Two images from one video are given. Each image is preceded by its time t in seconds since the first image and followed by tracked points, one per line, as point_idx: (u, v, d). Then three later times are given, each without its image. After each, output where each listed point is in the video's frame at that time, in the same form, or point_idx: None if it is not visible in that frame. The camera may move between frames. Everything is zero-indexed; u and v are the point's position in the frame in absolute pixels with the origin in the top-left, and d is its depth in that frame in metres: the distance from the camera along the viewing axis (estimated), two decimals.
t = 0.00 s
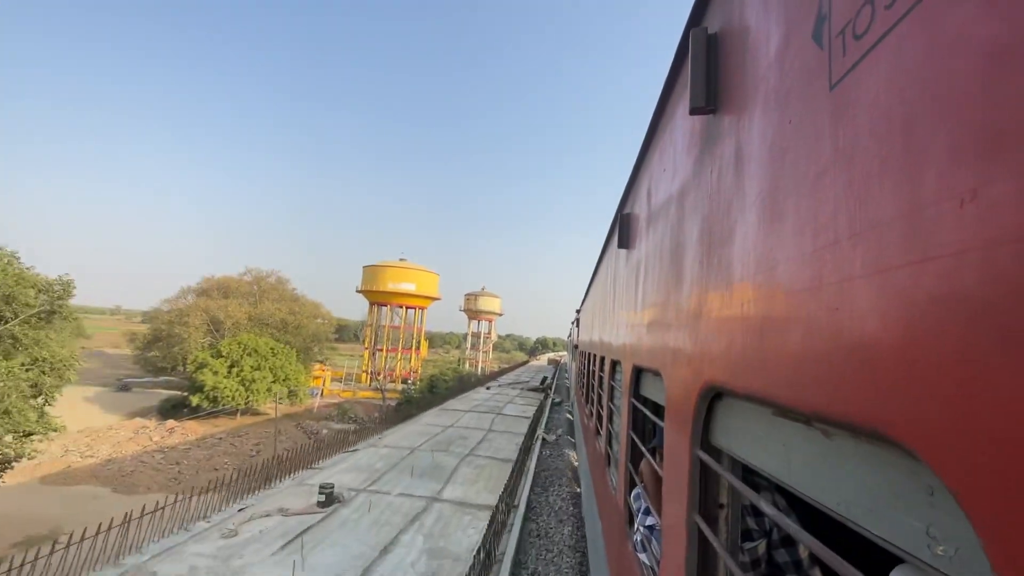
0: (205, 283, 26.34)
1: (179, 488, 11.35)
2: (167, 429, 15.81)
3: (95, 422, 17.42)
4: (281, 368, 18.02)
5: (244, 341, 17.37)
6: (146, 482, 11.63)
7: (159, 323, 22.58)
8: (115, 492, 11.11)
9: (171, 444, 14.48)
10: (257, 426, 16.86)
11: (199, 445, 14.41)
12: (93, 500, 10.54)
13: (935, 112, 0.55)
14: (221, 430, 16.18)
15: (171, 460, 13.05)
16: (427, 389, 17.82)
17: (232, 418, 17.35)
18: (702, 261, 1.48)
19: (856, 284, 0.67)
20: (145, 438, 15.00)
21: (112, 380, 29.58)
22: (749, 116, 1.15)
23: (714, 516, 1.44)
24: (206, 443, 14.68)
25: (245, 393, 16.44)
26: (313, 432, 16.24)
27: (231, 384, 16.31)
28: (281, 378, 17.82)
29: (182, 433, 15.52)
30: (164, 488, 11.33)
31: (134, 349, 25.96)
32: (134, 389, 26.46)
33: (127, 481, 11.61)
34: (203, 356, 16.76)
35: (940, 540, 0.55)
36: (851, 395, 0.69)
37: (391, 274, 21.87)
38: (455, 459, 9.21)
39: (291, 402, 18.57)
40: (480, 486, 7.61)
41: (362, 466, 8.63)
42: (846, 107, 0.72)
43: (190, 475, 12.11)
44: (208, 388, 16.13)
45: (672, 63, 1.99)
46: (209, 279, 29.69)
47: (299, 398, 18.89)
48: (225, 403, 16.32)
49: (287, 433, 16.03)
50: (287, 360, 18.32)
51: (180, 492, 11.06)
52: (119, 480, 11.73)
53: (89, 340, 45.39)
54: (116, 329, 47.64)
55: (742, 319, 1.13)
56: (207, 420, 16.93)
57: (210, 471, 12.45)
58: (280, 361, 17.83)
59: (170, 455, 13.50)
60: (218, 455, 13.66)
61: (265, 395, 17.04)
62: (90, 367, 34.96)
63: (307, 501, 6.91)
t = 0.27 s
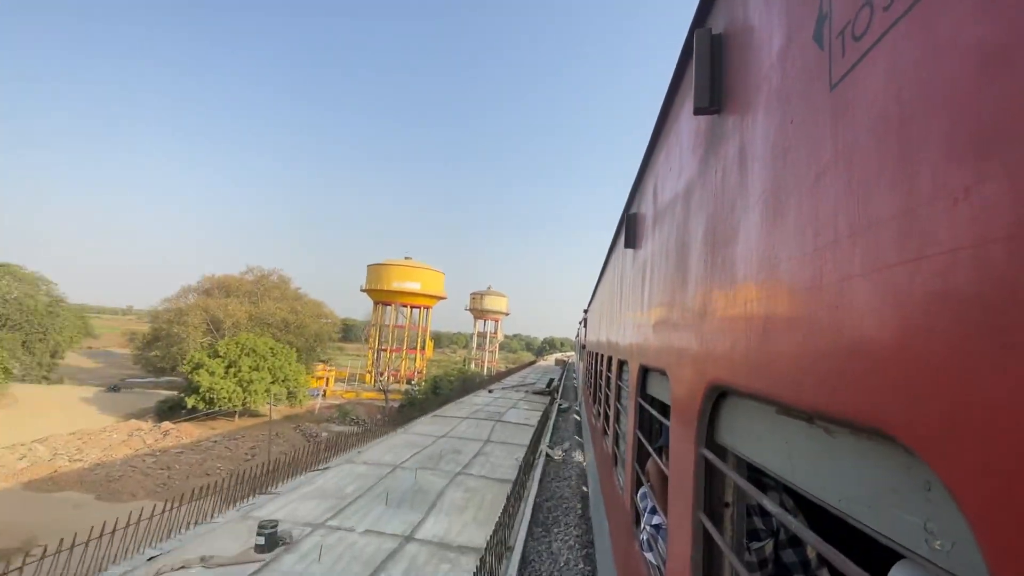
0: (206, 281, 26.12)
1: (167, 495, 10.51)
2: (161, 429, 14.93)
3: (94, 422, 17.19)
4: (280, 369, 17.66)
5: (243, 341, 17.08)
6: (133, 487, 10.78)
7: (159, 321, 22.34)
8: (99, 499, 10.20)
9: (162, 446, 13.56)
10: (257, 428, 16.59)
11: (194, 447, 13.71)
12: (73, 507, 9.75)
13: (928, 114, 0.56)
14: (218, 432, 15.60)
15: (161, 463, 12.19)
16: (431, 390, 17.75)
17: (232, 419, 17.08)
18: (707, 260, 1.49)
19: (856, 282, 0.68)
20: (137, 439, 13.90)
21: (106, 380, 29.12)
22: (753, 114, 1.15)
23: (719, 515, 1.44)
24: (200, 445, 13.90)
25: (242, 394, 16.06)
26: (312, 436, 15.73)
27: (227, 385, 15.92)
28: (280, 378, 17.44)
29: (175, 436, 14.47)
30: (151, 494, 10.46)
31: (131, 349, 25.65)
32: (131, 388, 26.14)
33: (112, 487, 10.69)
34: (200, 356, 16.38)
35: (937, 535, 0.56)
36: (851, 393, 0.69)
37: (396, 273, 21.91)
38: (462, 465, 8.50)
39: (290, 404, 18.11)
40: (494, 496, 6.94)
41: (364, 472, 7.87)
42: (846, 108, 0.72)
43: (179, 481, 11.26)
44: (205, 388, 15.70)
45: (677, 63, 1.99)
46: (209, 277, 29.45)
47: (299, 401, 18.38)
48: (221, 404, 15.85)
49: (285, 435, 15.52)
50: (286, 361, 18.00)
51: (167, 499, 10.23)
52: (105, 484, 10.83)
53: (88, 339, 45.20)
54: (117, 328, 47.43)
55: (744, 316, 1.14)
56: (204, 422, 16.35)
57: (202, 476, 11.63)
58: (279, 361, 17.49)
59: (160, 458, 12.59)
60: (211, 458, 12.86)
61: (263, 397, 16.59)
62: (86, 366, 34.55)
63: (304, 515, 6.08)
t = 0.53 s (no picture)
0: (210, 280, 26.15)
1: (156, 501, 10.17)
2: (158, 429, 14.77)
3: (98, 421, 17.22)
4: (280, 369, 17.64)
5: (242, 341, 17.05)
6: (120, 492, 10.51)
7: (161, 320, 22.35)
8: (83, 506, 9.92)
9: (156, 448, 13.30)
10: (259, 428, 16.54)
11: (188, 448, 13.50)
12: (56, 514, 9.47)
13: (954, 115, 0.55)
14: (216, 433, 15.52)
15: (154, 466, 11.86)
16: (436, 389, 17.73)
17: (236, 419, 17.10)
18: (722, 261, 1.49)
19: (879, 285, 0.67)
20: (133, 440, 13.72)
21: (107, 379, 29.10)
22: (770, 115, 1.14)
23: (735, 516, 1.43)
24: (195, 447, 13.58)
25: (241, 394, 16.03)
26: (312, 439, 15.54)
27: (225, 386, 15.86)
28: (279, 378, 17.43)
29: (173, 437, 14.30)
30: (139, 501, 10.12)
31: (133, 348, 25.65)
32: (133, 387, 26.15)
33: (99, 493, 10.35)
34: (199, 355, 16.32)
35: (963, 539, 0.56)
36: (873, 396, 0.69)
37: (402, 270, 21.97)
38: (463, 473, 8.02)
39: (290, 404, 18.06)
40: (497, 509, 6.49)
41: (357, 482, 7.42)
42: (867, 109, 0.72)
43: (169, 486, 10.94)
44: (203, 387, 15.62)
45: (690, 63, 1.98)
46: (213, 275, 29.48)
47: (299, 401, 18.38)
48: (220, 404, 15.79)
49: (285, 437, 15.36)
50: (286, 361, 17.97)
51: (155, 506, 9.89)
52: (93, 490, 10.50)
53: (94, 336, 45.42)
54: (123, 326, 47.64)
55: (761, 318, 1.13)
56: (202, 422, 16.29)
57: (194, 481, 11.29)
58: (279, 361, 17.48)
59: (153, 461, 12.27)
60: (206, 461, 12.51)
61: (262, 397, 16.57)
62: (89, 365, 34.58)
63: (288, 531, 5.66)
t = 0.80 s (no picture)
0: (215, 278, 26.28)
1: (142, 507, 10.07)
2: (157, 429, 15.01)
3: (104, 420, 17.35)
4: (281, 367, 17.64)
5: (242, 338, 17.12)
6: (109, 496, 10.45)
7: (165, 318, 22.45)
8: (70, 511, 9.86)
9: (150, 451, 13.27)
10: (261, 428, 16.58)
11: (183, 451, 13.47)
12: (42, 519, 9.42)
13: (982, 100, 0.56)
14: (215, 433, 15.60)
15: (146, 470, 11.83)
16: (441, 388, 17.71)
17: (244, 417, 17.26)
18: (740, 253, 1.49)
19: (903, 272, 0.68)
20: (128, 441, 14.01)
21: (111, 378, 29.33)
22: (790, 106, 1.15)
23: (753, 507, 1.44)
24: (191, 450, 13.53)
25: (241, 393, 16.06)
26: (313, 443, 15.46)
27: (226, 384, 15.89)
28: (280, 377, 17.42)
29: (169, 437, 14.50)
30: (126, 506, 10.05)
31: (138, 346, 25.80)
32: (138, 386, 26.30)
33: (87, 497, 10.32)
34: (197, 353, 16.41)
35: (991, 520, 0.56)
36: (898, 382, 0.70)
37: (409, 266, 22.09)
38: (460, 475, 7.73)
39: (291, 403, 18.06)
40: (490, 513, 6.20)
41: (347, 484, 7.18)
42: (892, 96, 0.72)
43: (159, 490, 10.89)
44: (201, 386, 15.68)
45: (706, 55, 1.98)
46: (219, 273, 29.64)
47: (301, 399, 18.45)
48: (220, 403, 15.82)
49: (286, 440, 15.33)
50: (287, 359, 18.00)
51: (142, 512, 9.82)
52: (80, 494, 10.48)
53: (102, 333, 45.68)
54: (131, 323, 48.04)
55: (781, 309, 1.14)
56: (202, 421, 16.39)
57: (186, 486, 11.19)
58: (279, 360, 17.42)
59: (145, 464, 12.24)
60: (200, 465, 12.43)
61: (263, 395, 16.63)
62: (94, 364, 34.88)
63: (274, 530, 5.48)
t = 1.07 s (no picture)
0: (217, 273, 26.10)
1: (130, 512, 9.54)
2: (152, 429, 14.69)
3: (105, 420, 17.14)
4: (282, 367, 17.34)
5: (241, 337, 16.60)
6: (94, 501, 9.88)
7: (167, 315, 22.36)
8: (53, 518, 9.30)
9: (144, 452, 12.73)
10: (261, 429, 16.34)
11: (178, 451, 12.96)
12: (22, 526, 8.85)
13: (982, 99, 0.56)
14: (213, 434, 15.32)
15: (138, 472, 11.32)
16: (446, 387, 17.52)
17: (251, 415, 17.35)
18: (747, 251, 1.49)
19: (905, 270, 0.68)
20: (123, 442, 13.66)
21: (113, 378, 29.06)
22: (796, 104, 1.15)
23: (760, 504, 1.45)
24: (188, 450, 13.13)
25: (239, 391, 15.70)
26: (314, 444, 15.12)
27: (223, 382, 15.54)
28: (281, 377, 17.13)
29: (166, 438, 14.16)
30: (112, 512, 9.51)
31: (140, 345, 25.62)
32: (141, 386, 26.07)
33: (72, 502, 9.80)
34: (194, 351, 15.89)
35: (988, 516, 0.57)
36: (900, 379, 0.70)
37: (415, 262, 22.08)
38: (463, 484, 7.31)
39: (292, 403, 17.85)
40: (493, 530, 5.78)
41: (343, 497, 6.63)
42: (895, 96, 0.73)
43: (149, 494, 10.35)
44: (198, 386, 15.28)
45: (714, 53, 1.97)
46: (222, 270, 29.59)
47: (301, 398, 18.27)
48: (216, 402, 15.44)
49: (287, 441, 15.03)
50: (289, 358, 17.76)
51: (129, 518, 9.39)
52: (65, 500, 9.90)
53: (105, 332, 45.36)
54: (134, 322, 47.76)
55: (786, 308, 1.14)
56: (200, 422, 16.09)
57: (178, 489, 10.70)
58: (280, 358, 17.07)
59: (137, 466, 11.73)
60: (194, 467, 11.96)
61: (262, 395, 16.27)
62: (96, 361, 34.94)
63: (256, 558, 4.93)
